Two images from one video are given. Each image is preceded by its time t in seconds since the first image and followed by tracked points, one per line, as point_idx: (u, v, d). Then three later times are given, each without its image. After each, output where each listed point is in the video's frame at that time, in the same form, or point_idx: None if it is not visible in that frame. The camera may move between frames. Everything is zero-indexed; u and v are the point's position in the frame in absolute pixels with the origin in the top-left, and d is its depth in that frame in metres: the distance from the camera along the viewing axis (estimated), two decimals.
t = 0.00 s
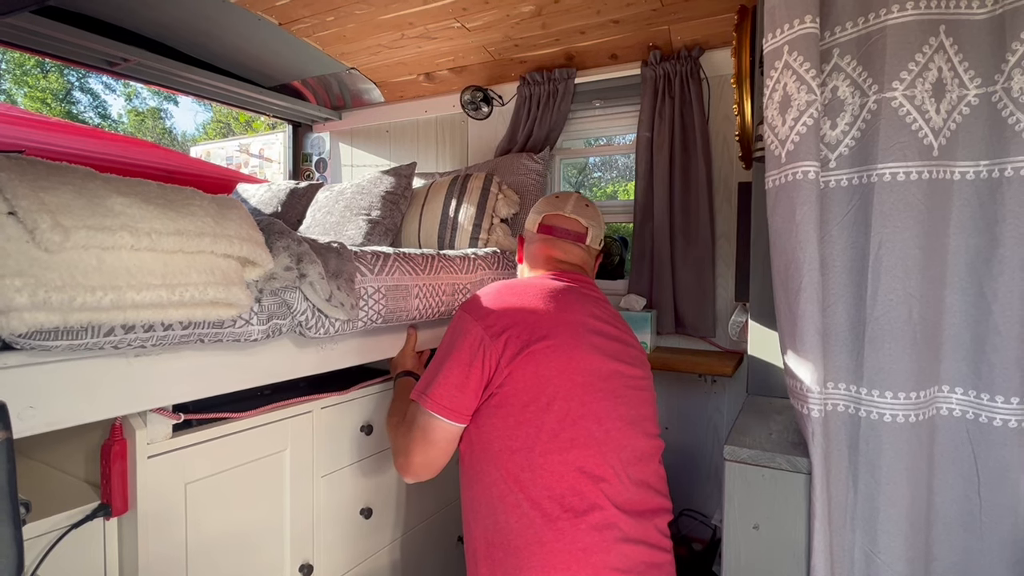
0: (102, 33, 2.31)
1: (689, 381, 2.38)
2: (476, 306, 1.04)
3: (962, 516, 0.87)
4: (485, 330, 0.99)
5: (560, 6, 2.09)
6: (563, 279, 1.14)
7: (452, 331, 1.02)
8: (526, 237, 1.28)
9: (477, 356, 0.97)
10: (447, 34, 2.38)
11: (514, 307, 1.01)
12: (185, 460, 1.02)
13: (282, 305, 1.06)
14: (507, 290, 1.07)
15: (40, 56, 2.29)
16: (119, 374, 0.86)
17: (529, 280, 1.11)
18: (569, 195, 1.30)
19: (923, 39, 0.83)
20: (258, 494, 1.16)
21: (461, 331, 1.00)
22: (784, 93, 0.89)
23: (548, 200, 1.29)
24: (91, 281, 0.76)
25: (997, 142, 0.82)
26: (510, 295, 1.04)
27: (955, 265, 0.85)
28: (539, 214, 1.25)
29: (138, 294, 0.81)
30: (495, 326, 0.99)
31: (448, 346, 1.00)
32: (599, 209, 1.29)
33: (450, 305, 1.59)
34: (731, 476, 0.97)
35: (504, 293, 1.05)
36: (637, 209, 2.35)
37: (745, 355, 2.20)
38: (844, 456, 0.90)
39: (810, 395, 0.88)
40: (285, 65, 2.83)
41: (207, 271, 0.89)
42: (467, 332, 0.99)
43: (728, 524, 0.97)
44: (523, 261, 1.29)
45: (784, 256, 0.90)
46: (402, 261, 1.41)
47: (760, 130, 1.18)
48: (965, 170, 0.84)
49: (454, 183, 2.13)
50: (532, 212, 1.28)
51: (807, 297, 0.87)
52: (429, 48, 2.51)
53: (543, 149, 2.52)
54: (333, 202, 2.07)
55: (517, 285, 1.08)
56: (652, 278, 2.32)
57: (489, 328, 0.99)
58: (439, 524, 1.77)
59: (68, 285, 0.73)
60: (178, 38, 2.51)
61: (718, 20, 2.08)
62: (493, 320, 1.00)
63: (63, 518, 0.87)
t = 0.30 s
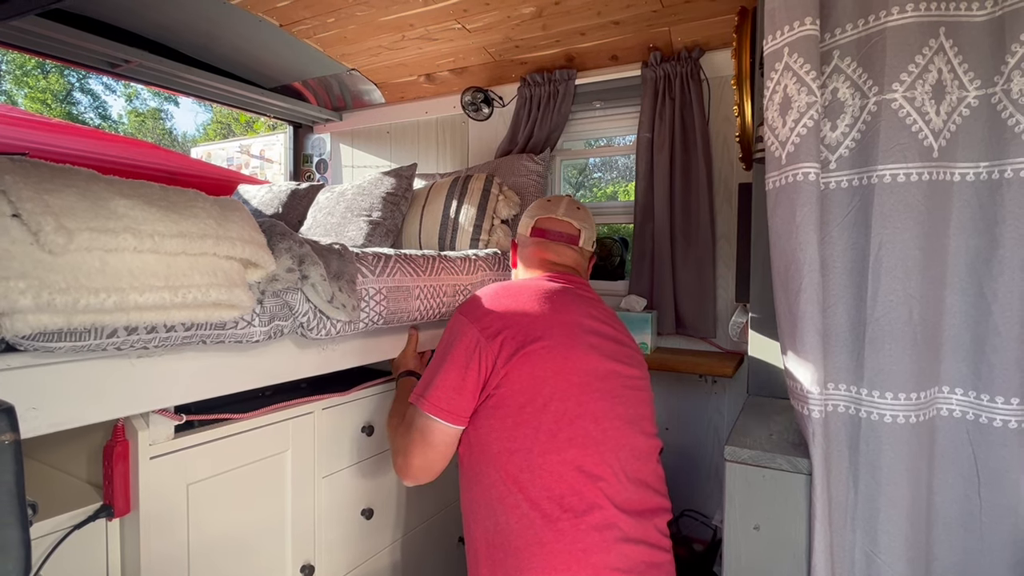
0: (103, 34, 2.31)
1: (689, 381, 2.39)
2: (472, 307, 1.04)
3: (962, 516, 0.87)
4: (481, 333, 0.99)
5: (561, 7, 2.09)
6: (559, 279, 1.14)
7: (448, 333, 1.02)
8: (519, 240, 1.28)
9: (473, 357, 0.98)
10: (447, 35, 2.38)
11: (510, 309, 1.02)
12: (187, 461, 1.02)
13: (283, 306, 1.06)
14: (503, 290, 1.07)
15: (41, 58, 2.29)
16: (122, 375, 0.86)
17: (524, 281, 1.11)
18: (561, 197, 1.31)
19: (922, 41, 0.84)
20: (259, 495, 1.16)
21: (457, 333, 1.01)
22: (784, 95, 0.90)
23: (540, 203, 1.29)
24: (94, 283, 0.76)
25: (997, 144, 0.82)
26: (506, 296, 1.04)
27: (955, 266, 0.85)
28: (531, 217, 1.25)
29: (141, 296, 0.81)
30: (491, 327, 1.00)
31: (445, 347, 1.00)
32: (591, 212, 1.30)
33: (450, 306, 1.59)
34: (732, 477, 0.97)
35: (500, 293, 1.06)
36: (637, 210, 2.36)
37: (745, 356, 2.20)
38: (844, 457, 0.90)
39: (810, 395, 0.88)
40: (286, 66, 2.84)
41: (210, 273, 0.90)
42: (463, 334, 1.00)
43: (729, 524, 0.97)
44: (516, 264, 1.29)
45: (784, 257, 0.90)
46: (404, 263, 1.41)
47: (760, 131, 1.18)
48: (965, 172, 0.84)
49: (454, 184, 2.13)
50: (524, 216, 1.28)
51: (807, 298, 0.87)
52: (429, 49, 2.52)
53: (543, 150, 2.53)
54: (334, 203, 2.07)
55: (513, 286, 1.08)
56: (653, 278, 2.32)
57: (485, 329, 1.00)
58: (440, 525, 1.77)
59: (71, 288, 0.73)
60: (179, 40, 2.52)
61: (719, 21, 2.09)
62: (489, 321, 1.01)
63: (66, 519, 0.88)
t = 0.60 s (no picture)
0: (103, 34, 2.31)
1: (689, 382, 2.39)
2: (465, 316, 1.02)
3: (962, 516, 0.87)
4: (477, 344, 0.98)
5: (561, 8, 2.09)
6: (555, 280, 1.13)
7: (443, 344, 1.01)
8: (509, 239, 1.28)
9: (469, 370, 0.97)
10: (448, 36, 2.38)
11: (506, 318, 1.00)
12: (188, 462, 1.02)
13: (284, 308, 1.06)
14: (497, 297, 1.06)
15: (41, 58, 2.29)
16: (123, 376, 0.87)
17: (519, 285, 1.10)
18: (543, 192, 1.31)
19: (923, 41, 0.84)
20: (260, 496, 1.17)
21: (452, 344, 1.00)
22: (785, 95, 0.90)
23: (525, 200, 1.29)
24: (96, 284, 0.76)
25: (998, 144, 0.82)
26: (500, 304, 1.02)
27: (955, 266, 0.85)
28: (520, 216, 1.25)
29: (142, 296, 0.81)
30: (486, 338, 0.99)
31: (439, 359, 0.99)
32: (578, 203, 1.30)
33: (451, 306, 1.59)
34: (732, 477, 0.97)
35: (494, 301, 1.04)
36: (637, 210, 2.36)
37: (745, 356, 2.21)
38: (845, 457, 0.90)
39: (811, 396, 0.88)
40: (286, 67, 2.84)
41: (211, 274, 0.90)
42: (458, 346, 0.99)
43: (730, 525, 0.97)
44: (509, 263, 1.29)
45: (785, 257, 0.90)
46: (405, 265, 1.41)
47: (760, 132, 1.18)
48: (966, 172, 0.84)
49: (454, 184, 2.13)
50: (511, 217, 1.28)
51: (807, 299, 0.87)
52: (429, 49, 2.52)
53: (543, 150, 2.53)
54: (335, 203, 2.07)
55: (507, 290, 1.06)
56: (653, 278, 2.32)
57: (479, 340, 0.99)
58: (440, 525, 1.77)
59: (73, 289, 0.74)
60: (180, 41, 2.52)
61: (719, 22, 2.09)
62: (483, 330, 0.99)
63: (67, 520, 0.88)
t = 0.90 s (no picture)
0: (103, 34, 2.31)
1: (690, 382, 2.38)
2: (490, 338, 0.92)
3: (962, 516, 0.87)
4: (513, 371, 0.89)
5: (560, 7, 2.09)
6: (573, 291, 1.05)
7: (468, 370, 0.91)
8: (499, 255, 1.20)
9: (504, 400, 0.88)
10: (448, 36, 2.38)
11: (541, 341, 0.91)
12: (188, 462, 1.02)
13: (284, 308, 1.06)
14: (519, 313, 0.96)
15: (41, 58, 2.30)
16: (122, 376, 0.86)
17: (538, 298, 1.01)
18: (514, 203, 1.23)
19: (923, 41, 0.84)
20: (259, 496, 1.16)
21: (480, 371, 0.89)
22: (785, 95, 0.90)
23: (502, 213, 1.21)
24: (95, 284, 0.76)
25: (998, 143, 0.82)
26: (528, 323, 0.93)
27: (955, 266, 0.85)
28: (507, 231, 1.16)
29: (142, 296, 0.81)
30: (519, 363, 0.89)
31: (467, 388, 0.89)
32: (556, 208, 1.25)
33: (450, 306, 1.59)
34: (732, 477, 0.97)
35: (520, 318, 0.94)
36: (637, 210, 2.36)
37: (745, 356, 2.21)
38: (845, 457, 0.90)
39: (812, 397, 0.88)
40: (286, 67, 2.84)
41: (211, 274, 0.90)
42: (488, 374, 0.89)
43: (731, 525, 0.97)
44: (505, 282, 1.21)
45: (786, 257, 0.90)
46: (405, 266, 1.41)
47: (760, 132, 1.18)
48: (966, 171, 0.84)
49: (454, 184, 2.13)
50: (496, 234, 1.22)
51: (808, 299, 0.87)
52: (429, 49, 2.52)
53: (543, 150, 2.53)
54: (335, 203, 2.07)
55: (535, 306, 0.97)
56: (653, 278, 2.32)
57: (512, 365, 0.89)
58: (441, 524, 1.76)
59: (72, 289, 0.73)
60: (180, 41, 2.52)
61: (718, 21, 2.09)
62: (514, 354, 0.90)
63: (66, 519, 0.88)
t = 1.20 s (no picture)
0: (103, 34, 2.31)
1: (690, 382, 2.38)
2: (553, 374, 0.72)
3: (962, 516, 0.87)
4: (593, 415, 0.70)
5: (560, 7, 2.09)
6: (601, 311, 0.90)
7: (537, 418, 0.69)
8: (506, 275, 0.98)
9: (588, 451, 0.69)
10: (447, 35, 2.38)
11: (613, 370, 0.74)
12: (187, 462, 1.02)
13: (283, 307, 1.06)
14: (569, 341, 0.78)
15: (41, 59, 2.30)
16: (120, 376, 0.86)
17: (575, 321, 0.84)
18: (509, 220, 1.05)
19: (923, 40, 0.84)
20: (258, 496, 1.16)
21: (555, 418, 0.69)
22: (785, 94, 0.89)
23: (502, 230, 1.03)
24: (93, 283, 0.76)
25: (998, 143, 0.82)
26: (592, 353, 0.75)
27: (955, 265, 0.85)
28: (520, 245, 0.97)
29: (140, 296, 0.81)
30: (596, 403, 0.71)
31: (542, 442, 0.68)
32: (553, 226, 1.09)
33: (449, 305, 1.59)
34: (732, 476, 0.97)
35: (579, 348, 0.76)
36: (637, 210, 2.35)
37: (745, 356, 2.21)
38: (845, 457, 0.90)
39: (812, 397, 0.88)
40: (286, 67, 2.83)
41: (209, 273, 0.90)
42: (566, 419, 0.69)
43: (730, 525, 0.97)
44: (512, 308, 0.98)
45: (786, 257, 0.90)
46: (404, 266, 1.41)
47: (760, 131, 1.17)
48: (966, 171, 0.84)
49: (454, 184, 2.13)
50: (495, 246, 1.01)
51: (808, 298, 0.87)
52: (429, 49, 2.52)
53: (543, 150, 2.53)
54: (334, 203, 2.07)
55: (587, 332, 0.79)
56: (653, 278, 2.32)
57: (590, 406, 0.71)
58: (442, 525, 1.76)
59: (71, 288, 0.73)
60: (179, 40, 2.52)
61: (718, 21, 2.09)
62: (590, 393, 0.71)
63: (65, 520, 0.88)
